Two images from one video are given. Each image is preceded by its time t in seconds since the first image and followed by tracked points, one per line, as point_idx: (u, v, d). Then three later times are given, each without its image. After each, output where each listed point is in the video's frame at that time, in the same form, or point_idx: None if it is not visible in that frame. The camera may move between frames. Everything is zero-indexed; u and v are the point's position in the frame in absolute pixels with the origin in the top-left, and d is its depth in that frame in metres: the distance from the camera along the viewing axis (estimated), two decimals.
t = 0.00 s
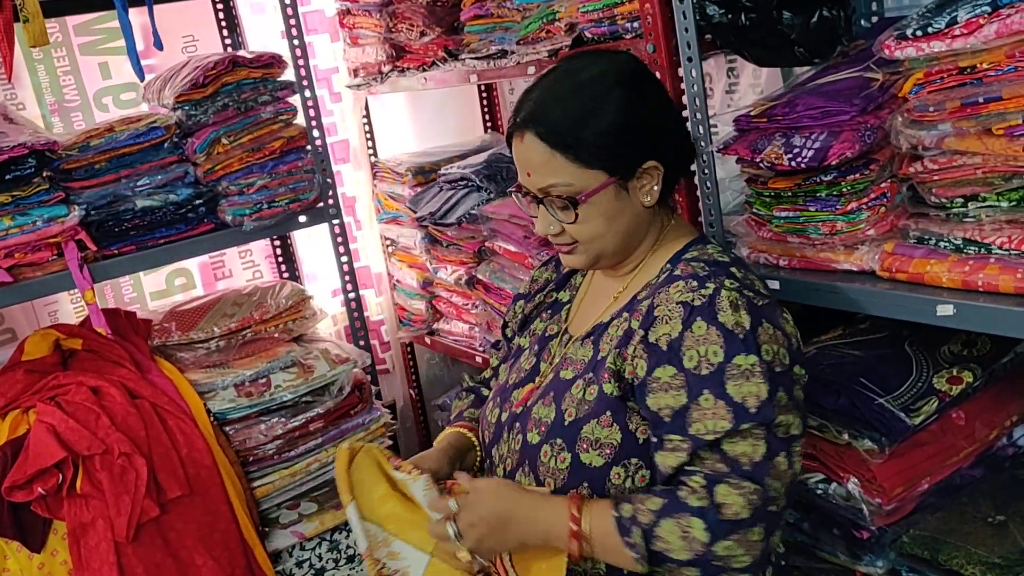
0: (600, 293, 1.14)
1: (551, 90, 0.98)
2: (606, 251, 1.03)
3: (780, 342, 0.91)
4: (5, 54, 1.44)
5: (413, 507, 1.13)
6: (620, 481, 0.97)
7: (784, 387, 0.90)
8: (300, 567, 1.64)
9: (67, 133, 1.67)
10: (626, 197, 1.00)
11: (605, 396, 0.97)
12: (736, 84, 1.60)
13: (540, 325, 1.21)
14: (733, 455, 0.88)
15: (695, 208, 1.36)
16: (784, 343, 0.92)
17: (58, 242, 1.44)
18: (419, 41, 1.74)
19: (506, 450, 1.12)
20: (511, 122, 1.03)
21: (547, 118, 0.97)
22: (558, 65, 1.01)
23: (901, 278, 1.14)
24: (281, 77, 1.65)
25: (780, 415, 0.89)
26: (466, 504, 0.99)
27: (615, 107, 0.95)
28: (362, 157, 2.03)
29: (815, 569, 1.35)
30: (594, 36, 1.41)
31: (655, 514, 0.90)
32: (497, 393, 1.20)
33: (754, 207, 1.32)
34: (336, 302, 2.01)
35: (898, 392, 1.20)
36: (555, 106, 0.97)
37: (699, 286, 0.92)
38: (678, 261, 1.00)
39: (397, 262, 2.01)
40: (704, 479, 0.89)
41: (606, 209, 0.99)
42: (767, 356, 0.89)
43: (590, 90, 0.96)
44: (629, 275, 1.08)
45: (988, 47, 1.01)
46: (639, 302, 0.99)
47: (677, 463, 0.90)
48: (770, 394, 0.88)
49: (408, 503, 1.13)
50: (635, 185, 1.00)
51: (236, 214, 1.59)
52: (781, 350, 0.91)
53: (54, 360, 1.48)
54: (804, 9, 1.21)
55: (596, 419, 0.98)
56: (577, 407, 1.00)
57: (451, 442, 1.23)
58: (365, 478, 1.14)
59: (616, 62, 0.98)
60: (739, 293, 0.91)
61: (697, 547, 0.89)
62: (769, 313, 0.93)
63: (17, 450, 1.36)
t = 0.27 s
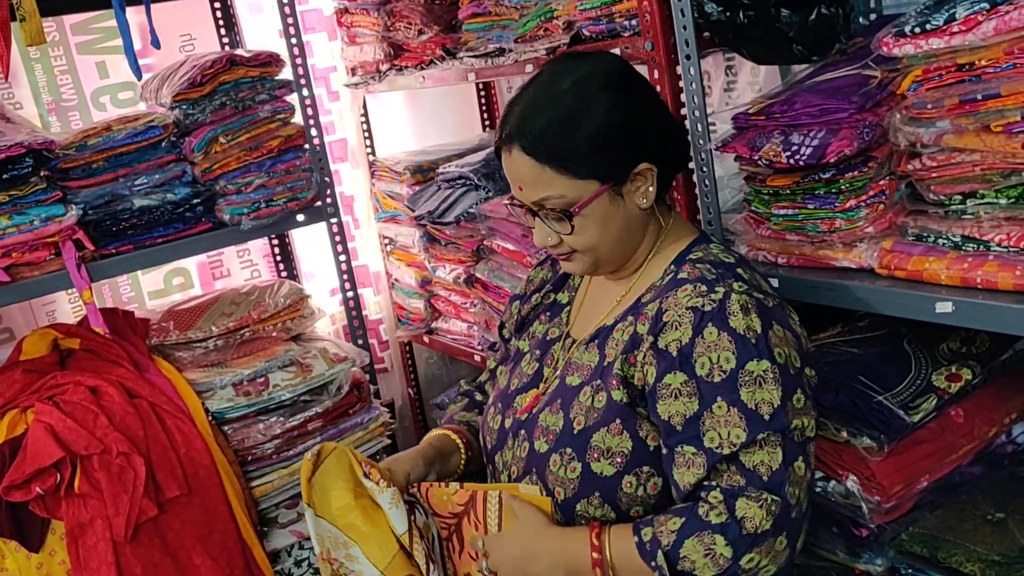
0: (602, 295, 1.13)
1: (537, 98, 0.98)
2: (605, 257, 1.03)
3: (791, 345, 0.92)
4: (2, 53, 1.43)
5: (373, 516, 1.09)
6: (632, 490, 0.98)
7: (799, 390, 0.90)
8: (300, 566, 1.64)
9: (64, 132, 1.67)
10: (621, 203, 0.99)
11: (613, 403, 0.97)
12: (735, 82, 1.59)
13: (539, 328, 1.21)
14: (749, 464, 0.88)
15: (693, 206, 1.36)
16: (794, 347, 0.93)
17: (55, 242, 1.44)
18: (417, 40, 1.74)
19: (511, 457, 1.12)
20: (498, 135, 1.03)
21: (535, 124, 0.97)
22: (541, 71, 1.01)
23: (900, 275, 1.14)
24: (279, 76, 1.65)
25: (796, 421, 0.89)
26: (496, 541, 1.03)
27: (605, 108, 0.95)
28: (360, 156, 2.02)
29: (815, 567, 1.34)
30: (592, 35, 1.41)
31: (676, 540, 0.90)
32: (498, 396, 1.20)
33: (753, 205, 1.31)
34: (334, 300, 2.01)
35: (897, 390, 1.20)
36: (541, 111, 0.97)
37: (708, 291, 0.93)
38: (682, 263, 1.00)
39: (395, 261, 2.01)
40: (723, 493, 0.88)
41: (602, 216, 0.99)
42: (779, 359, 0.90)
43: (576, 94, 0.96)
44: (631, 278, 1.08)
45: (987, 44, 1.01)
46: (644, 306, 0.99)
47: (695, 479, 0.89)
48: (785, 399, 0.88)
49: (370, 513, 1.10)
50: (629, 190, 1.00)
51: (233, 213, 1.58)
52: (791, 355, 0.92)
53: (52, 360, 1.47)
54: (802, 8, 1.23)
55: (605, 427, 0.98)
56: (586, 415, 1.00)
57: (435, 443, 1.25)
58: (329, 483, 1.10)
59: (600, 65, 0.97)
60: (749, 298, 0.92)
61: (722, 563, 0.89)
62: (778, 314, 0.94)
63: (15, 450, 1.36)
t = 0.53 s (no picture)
0: (601, 289, 1.13)
1: (532, 95, 0.98)
2: (607, 254, 1.02)
3: (793, 342, 0.92)
4: None
5: (358, 509, 1.10)
6: (634, 488, 0.98)
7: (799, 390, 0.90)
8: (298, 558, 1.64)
9: (61, 124, 1.67)
10: (621, 199, 0.99)
11: (616, 399, 0.97)
12: (734, 74, 1.60)
13: (537, 322, 1.21)
14: (746, 461, 0.88)
15: (692, 198, 1.36)
16: (797, 345, 0.93)
17: (52, 233, 1.44)
18: (416, 31, 1.72)
19: (511, 453, 1.11)
20: (495, 132, 1.03)
21: (532, 120, 0.97)
22: (535, 68, 1.01)
23: (900, 267, 1.13)
24: (276, 68, 1.64)
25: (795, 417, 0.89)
26: (487, 506, 1.03)
27: (603, 102, 0.94)
28: (358, 148, 2.00)
29: (812, 558, 1.34)
30: (591, 25, 1.41)
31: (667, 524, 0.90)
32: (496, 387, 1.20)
33: (751, 196, 1.31)
34: (332, 293, 2.00)
35: (895, 381, 1.20)
36: (535, 106, 0.97)
37: (712, 286, 0.92)
38: (685, 258, 0.99)
39: (393, 253, 2.00)
40: (718, 487, 0.89)
41: (603, 213, 0.98)
42: (781, 356, 0.89)
43: (571, 89, 0.95)
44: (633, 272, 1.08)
45: (987, 34, 1.01)
46: (646, 301, 0.99)
47: (690, 471, 0.89)
48: (786, 398, 0.88)
49: (354, 507, 1.10)
50: (630, 185, 0.99)
51: (231, 205, 1.57)
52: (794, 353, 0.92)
53: (50, 352, 1.47)
54: None
55: (608, 424, 0.97)
56: (587, 412, 0.99)
57: (422, 430, 1.24)
58: (315, 474, 1.09)
59: (592, 59, 0.97)
60: (752, 294, 0.91)
61: (709, 554, 0.90)
62: (781, 312, 0.94)
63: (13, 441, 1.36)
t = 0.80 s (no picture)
0: (597, 285, 1.13)
1: (531, 88, 0.98)
2: (601, 249, 1.02)
3: (781, 343, 0.91)
4: None
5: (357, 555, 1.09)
6: (621, 484, 0.98)
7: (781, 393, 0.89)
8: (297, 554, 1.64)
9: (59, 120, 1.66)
10: (617, 195, 0.99)
11: (604, 396, 0.97)
12: (732, 71, 1.59)
13: (534, 317, 1.21)
14: (721, 461, 0.88)
15: (690, 195, 1.37)
16: (786, 348, 0.92)
17: (50, 229, 1.44)
18: (414, 28, 1.72)
19: (502, 449, 1.11)
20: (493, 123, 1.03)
21: (530, 114, 0.97)
22: (535, 61, 1.00)
23: (897, 264, 1.14)
24: (275, 64, 1.64)
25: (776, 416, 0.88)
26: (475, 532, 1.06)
27: (601, 97, 0.94)
28: (357, 144, 2.02)
29: (808, 555, 1.35)
30: (589, 22, 1.40)
31: (642, 527, 0.90)
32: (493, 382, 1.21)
33: (749, 192, 1.31)
34: (331, 290, 2.00)
35: (893, 378, 1.21)
36: (533, 99, 0.97)
37: (701, 283, 0.93)
38: (678, 255, 1.00)
39: (392, 250, 2.00)
40: (691, 487, 0.89)
41: (598, 209, 0.99)
42: (767, 355, 0.89)
43: (569, 83, 0.95)
44: (628, 269, 1.08)
45: (985, 31, 1.01)
46: (637, 298, 0.99)
47: (668, 470, 0.90)
48: (766, 397, 0.87)
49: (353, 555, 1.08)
50: (626, 182, 0.99)
51: (230, 202, 1.58)
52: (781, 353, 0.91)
53: (48, 348, 1.47)
54: None
55: (596, 420, 0.98)
56: (576, 408, 0.99)
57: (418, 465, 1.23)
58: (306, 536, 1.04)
59: (592, 54, 0.97)
60: (740, 293, 0.91)
61: (684, 560, 0.89)
62: (772, 312, 0.93)
63: (11, 437, 1.36)
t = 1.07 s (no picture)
0: (593, 284, 1.13)
1: (531, 89, 0.99)
2: (597, 248, 1.02)
3: (774, 340, 0.92)
4: None
5: None
6: (614, 480, 0.98)
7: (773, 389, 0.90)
8: (297, 554, 1.64)
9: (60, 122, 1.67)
10: (614, 194, 0.99)
11: (598, 392, 0.97)
12: (732, 73, 1.60)
13: (531, 316, 1.22)
14: (712, 456, 0.88)
15: (689, 197, 1.38)
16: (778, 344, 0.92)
17: (51, 231, 1.44)
18: (414, 30, 1.72)
19: (499, 446, 1.12)
20: (494, 121, 1.04)
21: (531, 114, 0.97)
22: (537, 63, 1.01)
23: (895, 266, 1.14)
24: (275, 66, 1.64)
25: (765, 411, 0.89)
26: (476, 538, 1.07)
27: (601, 99, 0.95)
28: (356, 146, 2.02)
29: (807, 554, 1.35)
30: (589, 25, 1.41)
31: (635, 525, 0.91)
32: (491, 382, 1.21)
33: (748, 195, 1.32)
34: (331, 291, 2.00)
35: (890, 379, 1.21)
36: (533, 100, 0.98)
37: (694, 281, 0.93)
38: (673, 255, 1.00)
39: (392, 251, 2.01)
40: (683, 482, 0.90)
41: (595, 207, 0.99)
42: (760, 354, 0.90)
43: (569, 84, 0.96)
44: (623, 270, 1.08)
45: (982, 35, 1.01)
46: (632, 296, 1.00)
47: (661, 465, 0.90)
48: (758, 393, 0.88)
49: None
50: (623, 182, 1.00)
51: (230, 203, 1.58)
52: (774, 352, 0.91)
53: (49, 349, 1.48)
54: None
55: (590, 416, 0.98)
56: (571, 404, 1.00)
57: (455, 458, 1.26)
58: None
59: (592, 57, 0.98)
60: (734, 289, 0.92)
61: (676, 554, 0.90)
62: (765, 309, 0.93)
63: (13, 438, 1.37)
